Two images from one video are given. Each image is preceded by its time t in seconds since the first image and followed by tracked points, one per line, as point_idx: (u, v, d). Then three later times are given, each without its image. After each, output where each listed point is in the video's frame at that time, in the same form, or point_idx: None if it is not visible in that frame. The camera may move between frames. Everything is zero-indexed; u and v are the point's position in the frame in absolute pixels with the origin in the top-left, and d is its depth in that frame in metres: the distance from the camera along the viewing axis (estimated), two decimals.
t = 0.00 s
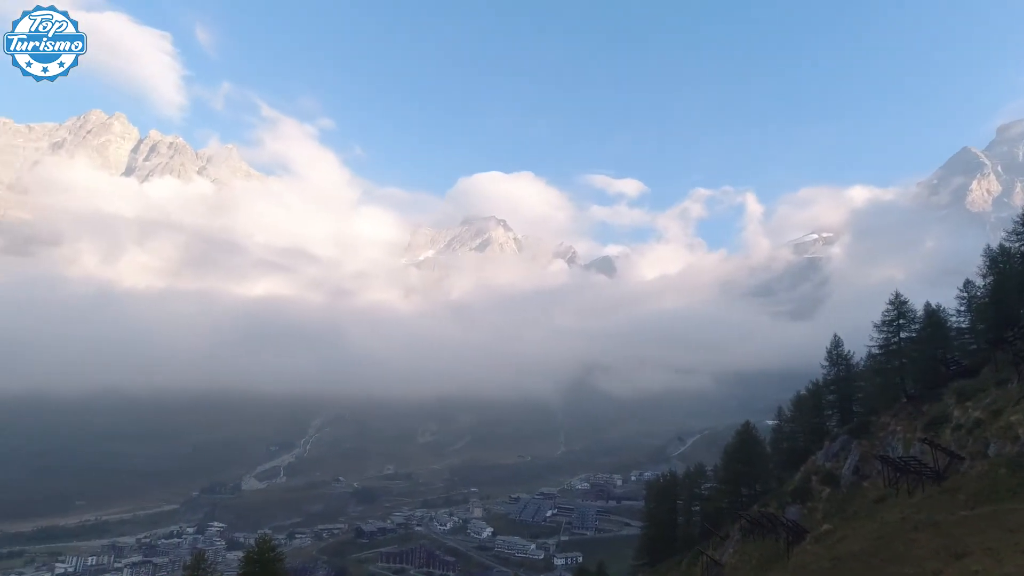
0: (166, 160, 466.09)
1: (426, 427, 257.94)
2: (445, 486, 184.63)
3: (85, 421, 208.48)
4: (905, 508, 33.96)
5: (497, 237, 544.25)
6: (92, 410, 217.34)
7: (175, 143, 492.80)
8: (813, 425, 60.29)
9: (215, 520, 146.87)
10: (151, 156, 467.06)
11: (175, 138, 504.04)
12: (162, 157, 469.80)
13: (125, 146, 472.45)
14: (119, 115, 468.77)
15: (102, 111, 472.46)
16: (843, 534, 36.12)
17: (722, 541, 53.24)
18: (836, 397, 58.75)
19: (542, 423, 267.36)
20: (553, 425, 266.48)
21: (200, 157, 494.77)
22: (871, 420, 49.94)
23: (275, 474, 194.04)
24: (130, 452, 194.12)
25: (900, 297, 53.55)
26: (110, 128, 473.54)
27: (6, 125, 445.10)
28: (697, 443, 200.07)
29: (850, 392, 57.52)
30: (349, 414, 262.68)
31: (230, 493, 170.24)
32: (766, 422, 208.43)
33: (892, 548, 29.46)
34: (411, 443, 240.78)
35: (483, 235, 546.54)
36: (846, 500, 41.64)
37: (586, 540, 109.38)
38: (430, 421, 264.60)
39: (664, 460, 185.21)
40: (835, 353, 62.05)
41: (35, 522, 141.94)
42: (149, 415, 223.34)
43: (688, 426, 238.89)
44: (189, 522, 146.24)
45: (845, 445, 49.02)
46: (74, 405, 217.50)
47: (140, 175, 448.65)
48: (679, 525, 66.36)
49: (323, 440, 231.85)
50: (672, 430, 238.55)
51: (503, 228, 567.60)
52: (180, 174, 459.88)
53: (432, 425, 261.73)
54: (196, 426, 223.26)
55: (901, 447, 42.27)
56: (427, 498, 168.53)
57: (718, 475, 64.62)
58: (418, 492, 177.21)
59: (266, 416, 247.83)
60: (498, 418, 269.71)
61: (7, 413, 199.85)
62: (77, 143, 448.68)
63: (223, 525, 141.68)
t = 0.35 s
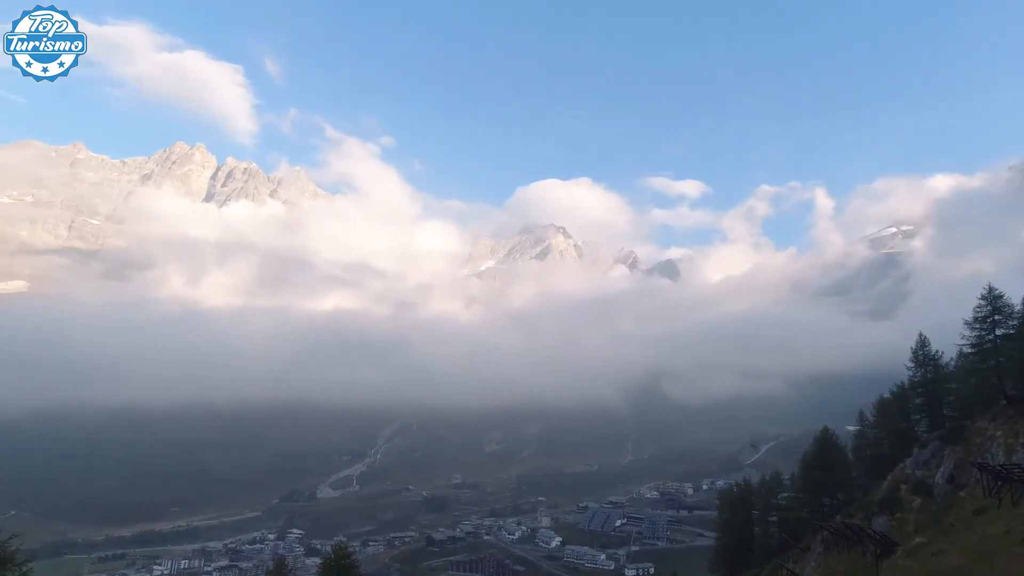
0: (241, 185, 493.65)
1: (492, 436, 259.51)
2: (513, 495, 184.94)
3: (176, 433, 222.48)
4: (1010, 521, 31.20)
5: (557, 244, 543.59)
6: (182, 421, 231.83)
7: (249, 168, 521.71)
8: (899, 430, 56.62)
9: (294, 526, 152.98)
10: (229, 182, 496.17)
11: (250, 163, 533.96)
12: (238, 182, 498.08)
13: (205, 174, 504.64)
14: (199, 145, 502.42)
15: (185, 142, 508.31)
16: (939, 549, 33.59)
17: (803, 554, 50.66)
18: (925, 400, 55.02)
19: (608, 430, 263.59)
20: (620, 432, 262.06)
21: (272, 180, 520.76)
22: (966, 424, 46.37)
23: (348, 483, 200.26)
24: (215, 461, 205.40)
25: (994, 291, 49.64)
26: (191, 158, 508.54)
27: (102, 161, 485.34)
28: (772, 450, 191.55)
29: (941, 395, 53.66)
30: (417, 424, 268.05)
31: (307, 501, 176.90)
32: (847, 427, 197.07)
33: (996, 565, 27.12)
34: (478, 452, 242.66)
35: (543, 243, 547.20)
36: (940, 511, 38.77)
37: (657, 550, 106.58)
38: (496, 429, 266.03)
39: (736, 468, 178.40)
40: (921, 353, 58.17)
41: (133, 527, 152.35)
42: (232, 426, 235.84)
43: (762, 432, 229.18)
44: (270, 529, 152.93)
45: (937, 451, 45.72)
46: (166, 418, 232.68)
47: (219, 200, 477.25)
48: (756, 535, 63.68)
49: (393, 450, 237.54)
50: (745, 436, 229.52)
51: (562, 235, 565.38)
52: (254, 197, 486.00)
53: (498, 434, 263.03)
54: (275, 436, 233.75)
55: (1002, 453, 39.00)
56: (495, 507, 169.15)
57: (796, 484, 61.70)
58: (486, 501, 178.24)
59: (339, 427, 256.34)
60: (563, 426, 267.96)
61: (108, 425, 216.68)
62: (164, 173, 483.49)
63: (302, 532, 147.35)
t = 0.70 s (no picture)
0: (305, 203, 514.32)
1: (553, 444, 258.28)
2: (576, 503, 183.31)
3: (252, 442, 233.26)
4: None
5: (613, 250, 537.65)
6: (256, 431, 242.79)
7: (312, 187, 542.99)
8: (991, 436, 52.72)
9: (362, 533, 157.03)
10: (293, 202, 518.07)
11: (312, 183, 556.07)
12: (302, 201, 519.25)
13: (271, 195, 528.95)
14: (265, 167, 527.43)
15: (252, 166, 535.20)
16: None
17: (886, 569, 47.90)
18: (1019, 403, 51.26)
19: (672, 438, 257.46)
20: (684, 439, 255.33)
21: (333, 197, 539.71)
22: None
23: (413, 491, 204.02)
24: (288, 469, 213.79)
25: None
26: (259, 180, 534.60)
27: (179, 187, 517.03)
28: (848, 457, 181.86)
29: None
30: (478, 432, 270.39)
31: (374, 509, 181.29)
32: (931, 431, 184.81)
33: None
34: (540, 460, 242.05)
35: (599, 248, 542.35)
36: None
37: (728, 562, 103.06)
38: (557, 437, 264.74)
39: (810, 476, 170.49)
40: (1013, 352, 54.37)
41: (214, 532, 160.37)
42: (302, 436, 245.05)
43: (837, 438, 217.98)
44: (340, 535, 157.57)
45: None
46: (241, 428, 244.19)
47: (285, 219, 498.80)
48: (834, 547, 60.60)
49: (455, 459, 240.33)
50: (819, 443, 218.89)
51: (619, 240, 559.70)
52: (317, 215, 505.31)
53: (559, 442, 261.59)
54: (343, 446, 241.01)
55: None
56: (558, 516, 168.17)
57: (876, 493, 58.53)
58: (549, 509, 177.47)
59: (403, 436, 261.64)
60: (626, 434, 263.46)
61: (190, 436, 229.71)
62: (234, 196, 510.24)
63: (369, 539, 151.12)
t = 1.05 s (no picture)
0: (360, 217, 529.29)
1: (611, 451, 254.86)
2: (636, 511, 180.15)
3: (318, 450, 241.09)
4: None
5: (667, 252, 527.78)
6: (321, 440, 250.84)
7: (366, 201, 558.33)
8: None
9: (423, 540, 159.33)
10: (349, 216, 534.01)
11: (367, 197, 572.01)
12: (357, 215, 534.58)
13: (328, 210, 547.01)
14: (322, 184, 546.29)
15: (310, 183, 555.45)
16: None
17: None
18: None
19: (734, 443, 249.65)
20: (748, 445, 246.85)
21: (387, 210, 552.84)
22: None
23: (472, 498, 205.53)
24: (351, 476, 219.68)
25: None
26: (316, 197, 554.17)
27: (243, 207, 541.90)
28: (927, 463, 171.30)
29: None
30: (535, 439, 270.14)
31: (434, 516, 183.80)
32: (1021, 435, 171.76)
33: None
34: (598, 467, 239.19)
35: (653, 251, 533.63)
36: None
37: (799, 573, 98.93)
38: (615, 444, 261.21)
39: (885, 483, 161.59)
40: None
41: (283, 537, 166.47)
42: (364, 444, 251.31)
43: (915, 442, 205.71)
44: (402, 541, 160.53)
45: None
46: (307, 437, 252.92)
47: (342, 233, 514.69)
48: (915, 558, 57.41)
49: (513, 465, 240.85)
50: (895, 448, 207.15)
51: (673, 241, 549.16)
52: (372, 228, 519.13)
53: (617, 448, 257.97)
54: (403, 453, 245.63)
55: None
56: (618, 523, 165.80)
57: (960, 500, 55.00)
58: (608, 517, 175.17)
59: (461, 443, 264.28)
60: (687, 440, 257.05)
61: (259, 444, 239.77)
62: (294, 213, 530.53)
63: (431, 545, 153.31)
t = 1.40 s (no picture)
0: (407, 227, 539.35)
1: (664, 456, 250.20)
2: (691, 518, 176.09)
3: (372, 456, 246.31)
4: None
5: (716, 252, 516.11)
6: (375, 446, 256.16)
7: (413, 211, 568.44)
8: None
9: (476, 546, 160.26)
10: (397, 226, 544.94)
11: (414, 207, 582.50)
12: (405, 225, 544.93)
13: (377, 221, 559.80)
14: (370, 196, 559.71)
15: (359, 196, 570.03)
16: None
17: None
18: None
19: (793, 448, 241.05)
20: (808, 450, 237.92)
21: (434, 219, 561.25)
22: None
23: (523, 504, 205.40)
24: (404, 482, 223.38)
25: None
26: (365, 209, 568.03)
27: (296, 221, 560.67)
28: (1006, 468, 160.81)
29: None
30: (586, 445, 268.19)
31: (487, 521, 184.69)
32: None
33: None
34: (651, 472, 235.14)
35: (701, 251, 522.94)
36: None
37: None
38: (668, 449, 256.25)
39: (960, 489, 152.62)
40: None
41: (341, 542, 170.57)
42: (416, 450, 255.08)
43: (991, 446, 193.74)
44: (456, 547, 162.09)
45: None
46: (361, 444, 258.69)
47: (390, 244, 525.59)
48: (995, 569, 54.06)
49: (564, 471, 239.61)
50: (968, 453, 195.62)
51: (723, 241, 536.43)
52: (419, 238, 528.21)
53: (670, 453, 253.06)
54: (454, 460, 248.01)
55: None
56: (673, 531, 162.49)
57: None
58: (663, 523, 171.93)
59: (511, 449, 264.95)
60: (743, 445, 249.86)
61: (316, 451, 246.91)
62: (344, 225, 545.24)
63: (483, 551, 154.14)
